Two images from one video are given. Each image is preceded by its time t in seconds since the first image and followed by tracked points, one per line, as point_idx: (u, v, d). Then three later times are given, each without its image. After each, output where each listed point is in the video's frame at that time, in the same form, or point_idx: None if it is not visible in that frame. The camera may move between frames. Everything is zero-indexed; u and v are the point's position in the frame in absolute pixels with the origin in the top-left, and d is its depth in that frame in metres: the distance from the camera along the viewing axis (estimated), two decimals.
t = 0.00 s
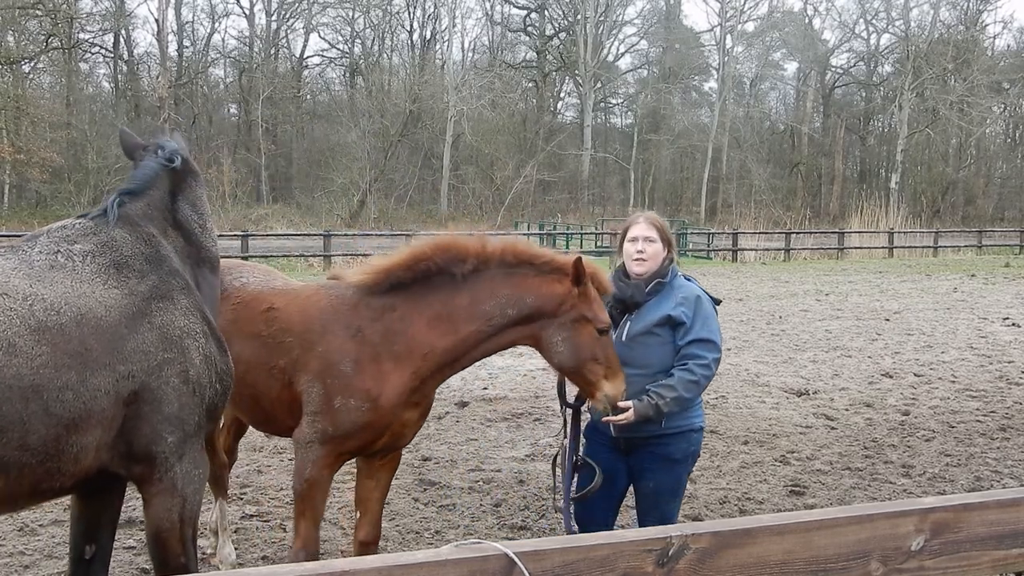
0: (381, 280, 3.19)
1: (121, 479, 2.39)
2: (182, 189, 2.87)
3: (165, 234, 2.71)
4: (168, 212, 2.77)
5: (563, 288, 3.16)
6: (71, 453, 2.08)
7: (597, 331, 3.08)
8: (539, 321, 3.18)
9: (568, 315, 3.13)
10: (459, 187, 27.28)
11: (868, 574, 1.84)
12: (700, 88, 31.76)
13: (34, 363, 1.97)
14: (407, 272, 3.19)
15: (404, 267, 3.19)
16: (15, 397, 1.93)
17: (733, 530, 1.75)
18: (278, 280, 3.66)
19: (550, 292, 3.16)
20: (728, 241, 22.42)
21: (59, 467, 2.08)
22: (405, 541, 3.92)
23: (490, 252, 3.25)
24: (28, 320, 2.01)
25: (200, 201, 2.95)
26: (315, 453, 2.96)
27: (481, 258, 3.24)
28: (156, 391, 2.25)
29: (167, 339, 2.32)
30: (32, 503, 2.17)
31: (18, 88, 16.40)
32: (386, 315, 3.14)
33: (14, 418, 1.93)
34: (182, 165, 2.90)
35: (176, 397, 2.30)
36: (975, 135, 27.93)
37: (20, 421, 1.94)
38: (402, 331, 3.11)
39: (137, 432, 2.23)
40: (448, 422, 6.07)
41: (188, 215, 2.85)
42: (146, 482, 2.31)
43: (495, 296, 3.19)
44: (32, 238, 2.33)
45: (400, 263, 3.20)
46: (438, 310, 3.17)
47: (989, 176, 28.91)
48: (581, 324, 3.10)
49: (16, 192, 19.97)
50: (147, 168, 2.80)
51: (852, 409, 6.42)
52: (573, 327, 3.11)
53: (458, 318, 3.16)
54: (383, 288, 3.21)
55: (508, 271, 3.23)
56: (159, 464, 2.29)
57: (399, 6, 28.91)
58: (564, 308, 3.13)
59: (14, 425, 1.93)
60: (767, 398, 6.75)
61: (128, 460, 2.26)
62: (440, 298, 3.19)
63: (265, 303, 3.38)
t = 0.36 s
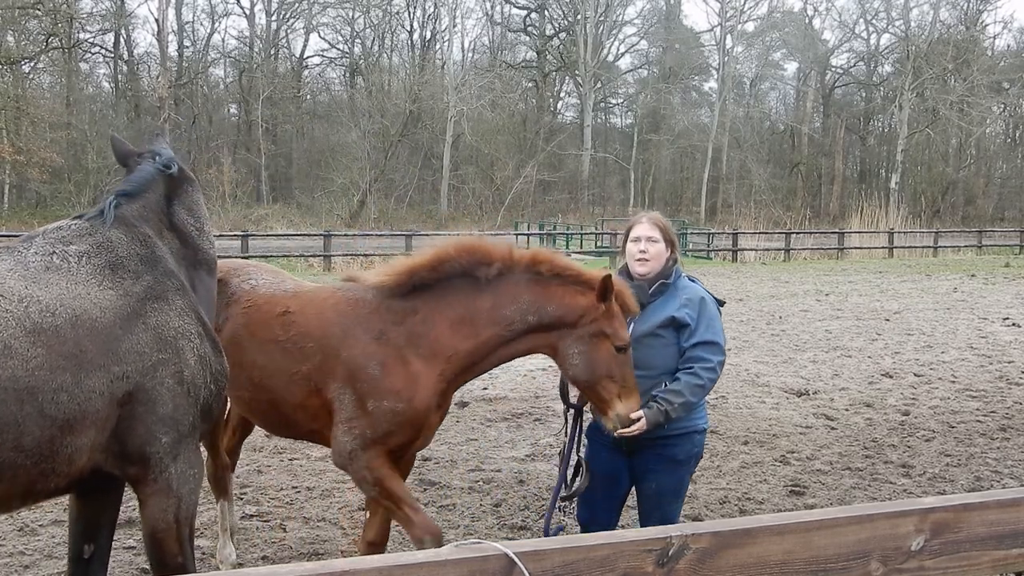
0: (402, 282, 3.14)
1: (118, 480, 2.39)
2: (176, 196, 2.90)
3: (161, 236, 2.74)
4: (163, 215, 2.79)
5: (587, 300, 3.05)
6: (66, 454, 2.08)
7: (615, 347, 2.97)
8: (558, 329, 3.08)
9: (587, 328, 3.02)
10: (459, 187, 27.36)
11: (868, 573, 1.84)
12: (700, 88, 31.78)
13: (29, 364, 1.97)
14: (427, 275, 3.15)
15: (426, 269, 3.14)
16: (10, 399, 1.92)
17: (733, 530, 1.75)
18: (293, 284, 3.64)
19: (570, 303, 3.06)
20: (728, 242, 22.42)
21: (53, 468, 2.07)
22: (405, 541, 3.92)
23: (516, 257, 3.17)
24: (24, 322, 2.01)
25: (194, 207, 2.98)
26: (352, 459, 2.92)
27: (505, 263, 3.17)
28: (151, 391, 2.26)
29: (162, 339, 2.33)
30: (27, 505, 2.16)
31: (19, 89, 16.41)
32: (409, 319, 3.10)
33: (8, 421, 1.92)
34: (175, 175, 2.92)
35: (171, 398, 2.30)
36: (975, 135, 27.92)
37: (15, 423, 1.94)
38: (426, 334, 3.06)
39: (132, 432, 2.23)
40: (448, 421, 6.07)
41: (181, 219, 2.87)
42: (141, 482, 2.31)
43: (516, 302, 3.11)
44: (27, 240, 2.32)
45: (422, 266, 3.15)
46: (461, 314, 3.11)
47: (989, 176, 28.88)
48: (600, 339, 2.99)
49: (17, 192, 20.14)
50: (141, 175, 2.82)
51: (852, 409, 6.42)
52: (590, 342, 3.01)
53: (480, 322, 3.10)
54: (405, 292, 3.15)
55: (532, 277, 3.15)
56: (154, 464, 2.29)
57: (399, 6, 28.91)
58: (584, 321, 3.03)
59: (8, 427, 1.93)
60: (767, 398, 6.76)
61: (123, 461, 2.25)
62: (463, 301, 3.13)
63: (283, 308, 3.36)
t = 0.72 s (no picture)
0: (425, 271, 3.21)
1: (117, 480, 2.39)
2: (174, 198, 2.90)
3: (160, 236, 2.73)
4: (161, 216, 2.79)
5: (601, 261, 3.12)
6: (64, 455, 2.08)
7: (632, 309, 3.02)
8: (576, 295, 3.15)
9: (605, 289, 3.09)
10: (460, 187, 27.39)
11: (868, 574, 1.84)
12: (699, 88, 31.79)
13: (27, 366, 1.97)
14: (451, 259, 3.22)
15: (448, 253, 3.22)
16: (8, 400, 1.92)
17: (733, 530, 1.75)
18: (312, 281, 3.54)
19: (587, 267, 3.14)
20: (728, 241, 22.40)
21: (51, 469, 2.07)
22: (405, 541, 3.92)
23: (527, 233, 3.24)
24: (22, 323, 2.01)
25: (190, 210, 2.97)
26: (402, 452, 2.93)
27: (518, 243, 3.24)
28: (151, 392, 2.26)
29: (162, 340, 2.34)
30: (25, 506, 2.16)
31: (19, 89, 16.41)
32: (439, 305, 3.13)
33: (6, 422, 1.93)
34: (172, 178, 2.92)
35: (171, 399, 2.31)
36: (975, 135, 27.91)
37: (12, 424, 1.94)
38: (456, 320, 3.10)
39: (132, 433, 2.23)
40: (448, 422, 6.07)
41: (179, 222, 2.86)
42: (140, 483, 2.31)
43: (533, 276, 3.18)
44: (26, 240, 2.32)
45: (440, 252, 3.22)
46: (487, 298, 3.15)
47: (990, 176, 28.87)
48: (616, 299, 3.05)
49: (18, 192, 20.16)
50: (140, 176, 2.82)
51: (852, 409, 6.42)
52: (608, 301, 3.07)
53: (504, 304, 3.15)
54: (429, 280, 3.20)
55: (545, 250, 3.22)
56: (154, 465, 2.29)
57: (399, 6, 28.91)
58: (602, 281, 3.10)
59: (6, 428, 1.93)
60: (767, 398, 6.76)
61: (122, 461, 2.26)
62: (486, 285, 3.18)
63: (308, 305, 3.28)
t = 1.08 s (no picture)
0: (469, 272, 3.10)
1: (117, 480, 2.39)
2: (174, 201, 2.90)
3: (161, 235, 2.73)
4: (162, 217, 2.80)
5: (644, 265, 2.98)
6: (64, 455, 2.08)
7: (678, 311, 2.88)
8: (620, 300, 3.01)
9: (648, 292, 2.94)
10: (460, 187, 27.46)
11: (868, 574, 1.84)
12: (699, 88, 31.83)
13: (28, 366, 1.97)
14: (495, 261, 3.11)
15: (493, 255, 3.11)
16: (11, 399, 1.92)
17: (732, 530, 1.75)
18: (348, 279, 3.42)
19: (631, 269, 2.99)
20: (728, 242, 22.38)
21: (51, 469, 2.07)
22: (405, 541, 3.92)
23: (570, 234, 3.10)
24: (23, 323, 2.01)
25: (187, 212, 2.97)
26: (439, 455, 2.84)
27: (563, 244, 3.10)
28: (153, 392, 2.27)
29: (164, 340, 2.34)
30: (25, 505, 2.16)
31: (19, 89, 16.42)
32: (482, 306, 3.02)
33: (7, 422, 1.92)
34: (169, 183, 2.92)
35: (173, 399, 2.31)
36: (975, 135, 27.89)
37: (13, 424, 1.93)
38: (499, 322, 3.00)
39: (132, 434, 2.23)
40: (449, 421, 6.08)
41: (176, 224, 2.86)
42: (142, 483, 2.31)
43: (578, 280, 3.04)
44: (27, 241, 2.32)
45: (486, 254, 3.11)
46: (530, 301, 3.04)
47: (990, 176, 28.80)
48: (660, 302, 2.91)
49: (18, 192, 20.17)
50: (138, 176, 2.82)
51: (852, 409, 6.42)
52: (653, 303, 2.92)
53: (549, 307, 3.04)
54: (473, 281, 3.09)
55: (590, 252, 3.08)
56: (155, 464, 2.29)
57: (399, 6, 28.92)
58: (646, 283, 2.95)
59: (6, 428, 1.93)
60: (767, 397, 6.76)
61: (123, 461, 2.26)
62: (530, 287, 3.07)
63: (348, 304, 3.18)
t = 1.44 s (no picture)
0: (517, 276, 3.05)
1: (116, 480, 2.39)
2: (176, 203, 2.91)
3: (161, 237, 2.73)
4: (164, 218, 2.81)
5: (696, 276, 2.95)
6: (65, 456, 2.08)
7: (728, 324, 2.88)
8: (669, 310, 2.96)
9: (698, 305, 2.92)
10: (460, 187, 27.49)
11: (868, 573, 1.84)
12: (699, 88, 31.85)
13: (29, 367, 1.97)
14: (543, 267, 3.06)
15: (541, 261, 3.05)
16: (11, 399, 1.92)
17: (732, 530, 1.75)
18: (389, 284, 3.37)
19: (681, 281, 2.95)
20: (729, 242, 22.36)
21: (51, 470, 2.07)
22: (405, 541, 3.92)
23: (621, 244, 3.06)
24: (24, 323, 2.01)
25: (188, 215, 2.97)
26: (477, 458, 2.77)
27: (613, 251, 3.05)
28: (153, 392, 2.27)
29: (165, 341, 2.34)
30: (25, 506, 2.16)
31: (18, 89, 16.45)
32: (529, 311, 2.97)
33: (9, 422, 1.93)
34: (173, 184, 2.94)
35: (173, 400, 2.31)
36: (975, 135, 27.87)
37: (13, 424, 1.93)
38: (545, 328, 2.95)
39: (132, 434, 2.24)
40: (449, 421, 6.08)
41: (178, 226, 2.86)
42: (141, 483, 2.32)
43: (628, 289, 2.99)
44: (28, 241, 2.31)
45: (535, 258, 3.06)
46: (578, 306, 2.99)
47: (990, 176, 28.75)
48: (711, 315, 2.90)
49: (17, 192, 20.20)
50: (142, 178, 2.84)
51: (852, 409, 6.42)
52: (703, 316, 2.91)
53: (598, 314, 2.98)
54: (520, 285, 3.04)
55: (640, 263, 3.03)
56: (154, 465, 2.29)
57: (399, 6, 28.93)
58: (696, 296, 2.93)
59: (7, 428, 1.93)
60: (767, 398, 6.76)
61: (122, 461, 2.26)
62: (577, 292, 3.02)
63: (392, 308, 3.13)
